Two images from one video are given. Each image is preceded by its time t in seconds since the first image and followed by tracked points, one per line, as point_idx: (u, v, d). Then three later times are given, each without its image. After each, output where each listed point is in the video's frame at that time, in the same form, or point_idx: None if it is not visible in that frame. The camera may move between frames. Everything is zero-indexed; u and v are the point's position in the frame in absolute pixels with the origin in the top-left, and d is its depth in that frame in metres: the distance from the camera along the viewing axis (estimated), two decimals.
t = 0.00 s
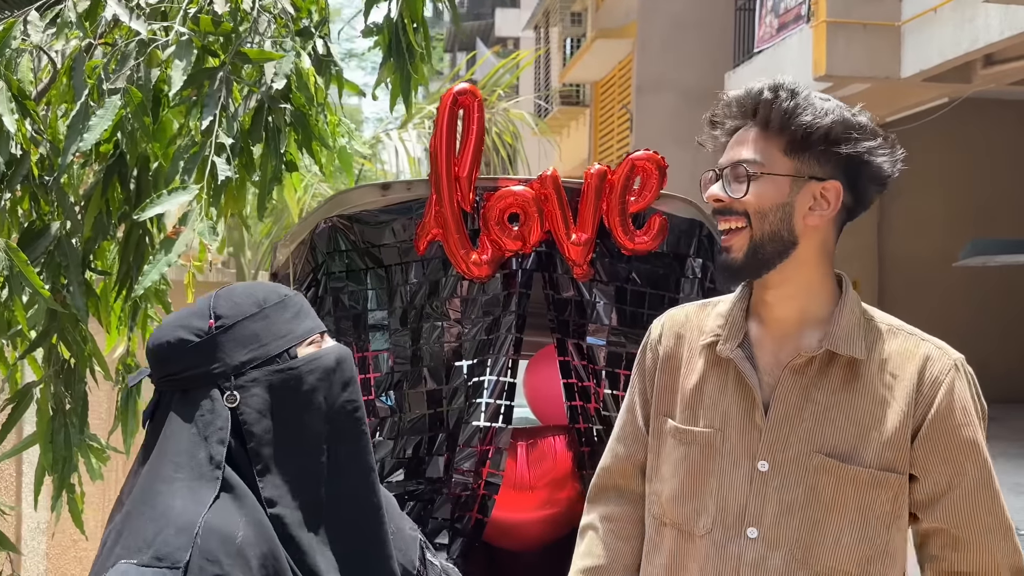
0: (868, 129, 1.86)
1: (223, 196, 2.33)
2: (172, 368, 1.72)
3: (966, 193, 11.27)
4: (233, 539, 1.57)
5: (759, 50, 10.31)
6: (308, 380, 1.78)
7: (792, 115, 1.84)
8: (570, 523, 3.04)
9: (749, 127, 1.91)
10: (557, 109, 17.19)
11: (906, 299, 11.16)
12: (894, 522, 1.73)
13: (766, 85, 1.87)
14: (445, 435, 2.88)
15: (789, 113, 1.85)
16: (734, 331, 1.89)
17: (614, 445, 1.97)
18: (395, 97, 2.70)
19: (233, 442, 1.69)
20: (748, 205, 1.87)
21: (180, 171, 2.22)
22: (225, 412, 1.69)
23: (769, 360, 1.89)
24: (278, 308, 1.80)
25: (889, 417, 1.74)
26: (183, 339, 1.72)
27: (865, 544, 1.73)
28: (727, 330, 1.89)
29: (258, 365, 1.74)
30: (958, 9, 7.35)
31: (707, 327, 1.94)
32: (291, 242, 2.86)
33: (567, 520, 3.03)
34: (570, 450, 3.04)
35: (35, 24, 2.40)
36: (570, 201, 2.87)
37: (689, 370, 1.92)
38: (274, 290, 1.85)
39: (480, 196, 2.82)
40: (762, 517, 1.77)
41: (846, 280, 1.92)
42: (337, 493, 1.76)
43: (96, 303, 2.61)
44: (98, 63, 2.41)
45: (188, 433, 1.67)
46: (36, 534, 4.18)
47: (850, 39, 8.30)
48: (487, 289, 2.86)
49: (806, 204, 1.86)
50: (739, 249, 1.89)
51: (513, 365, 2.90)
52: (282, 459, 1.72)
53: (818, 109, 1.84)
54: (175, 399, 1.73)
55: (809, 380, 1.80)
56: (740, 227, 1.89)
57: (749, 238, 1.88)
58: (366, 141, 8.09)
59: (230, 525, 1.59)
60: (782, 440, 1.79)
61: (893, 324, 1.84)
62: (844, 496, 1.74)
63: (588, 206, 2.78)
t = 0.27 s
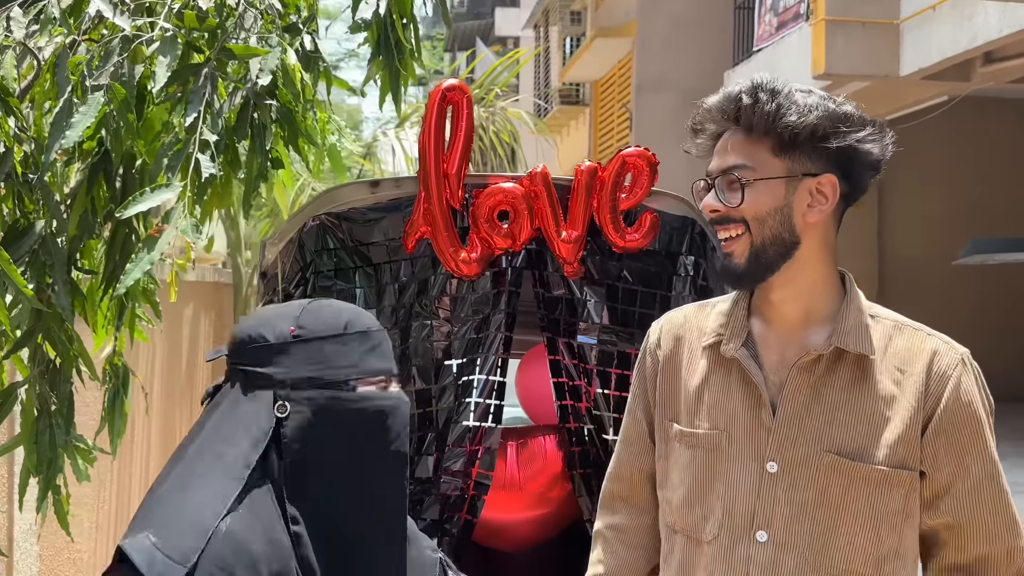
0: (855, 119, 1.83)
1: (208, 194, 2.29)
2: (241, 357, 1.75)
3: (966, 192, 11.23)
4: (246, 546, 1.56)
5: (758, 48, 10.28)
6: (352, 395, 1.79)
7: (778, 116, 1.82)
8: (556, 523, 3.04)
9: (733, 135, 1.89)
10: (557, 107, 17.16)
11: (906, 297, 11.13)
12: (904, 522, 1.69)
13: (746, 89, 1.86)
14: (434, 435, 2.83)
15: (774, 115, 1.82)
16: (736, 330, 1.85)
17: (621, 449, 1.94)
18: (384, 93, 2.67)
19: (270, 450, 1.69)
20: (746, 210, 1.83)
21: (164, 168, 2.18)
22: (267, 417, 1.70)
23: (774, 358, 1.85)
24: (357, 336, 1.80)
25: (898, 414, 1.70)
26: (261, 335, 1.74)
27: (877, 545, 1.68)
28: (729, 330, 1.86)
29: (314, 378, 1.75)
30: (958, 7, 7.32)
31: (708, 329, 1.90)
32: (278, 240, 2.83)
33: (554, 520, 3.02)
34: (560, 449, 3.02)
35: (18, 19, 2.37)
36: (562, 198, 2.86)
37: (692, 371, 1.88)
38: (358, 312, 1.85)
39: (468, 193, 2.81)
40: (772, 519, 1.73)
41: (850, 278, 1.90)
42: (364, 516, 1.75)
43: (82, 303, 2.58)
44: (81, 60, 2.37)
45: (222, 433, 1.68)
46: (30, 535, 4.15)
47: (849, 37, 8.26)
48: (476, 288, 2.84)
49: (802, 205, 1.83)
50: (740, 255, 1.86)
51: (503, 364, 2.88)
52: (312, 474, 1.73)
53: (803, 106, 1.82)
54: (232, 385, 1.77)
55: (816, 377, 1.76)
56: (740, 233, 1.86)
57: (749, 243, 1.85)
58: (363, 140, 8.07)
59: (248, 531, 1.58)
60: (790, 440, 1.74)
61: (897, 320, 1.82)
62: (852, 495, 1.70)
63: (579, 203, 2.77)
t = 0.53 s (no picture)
0: (818, 116, 1.79)
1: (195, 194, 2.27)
2: (336, 363, 1.82)
3: (963, 188, 11.22)
4: (280, 556, 1.51)
5: (755, 46, 10.27)
6: (423, 420, 1.78)
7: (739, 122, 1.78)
8: (551, 520, 3.00)
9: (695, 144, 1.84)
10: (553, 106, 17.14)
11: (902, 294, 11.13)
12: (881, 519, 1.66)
13: (704, 97, 1.81)
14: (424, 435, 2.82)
15: (734, 121, 1.78)
16: (711, 327, 1.84)
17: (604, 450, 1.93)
18: (374, 92, 2.65)
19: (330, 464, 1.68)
20: (716, 219, 1.79)
21: (150, 168, 2.15)
22: (335, 431, 1.70)
23: (748, 354, 1.84)
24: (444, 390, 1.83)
25: (873, 410, 1.67)
26: (359, 357, 1.81)
27: (855, 539, 1.66)
28: (704, 325, 1.85)
29: (390, 402, 1.76)
30: (954, 3, 7.30)
31: (683, 326, 1.89)
32: (268, 240, 2.87)
33: (549, 518, 2.99)
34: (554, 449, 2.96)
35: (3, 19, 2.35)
36: (553, 196, 2.87)
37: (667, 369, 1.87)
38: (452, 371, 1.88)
39: (460, 192, 2.81)
40: (748, 516, 1.71)
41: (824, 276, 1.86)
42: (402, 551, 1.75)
43: (71, 304, 2.56)
44: (68, 59, 2.35)
45: (283, 443, 1.69)
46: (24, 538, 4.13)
47: (845, 34, 8.25)
48: (466, 287, 2.82)
49: (770, 205, 1.80)
50: (713, 262, 1.82)
51: (494, 364, 2.84)
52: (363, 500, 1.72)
53: (764, 109, 1.78)
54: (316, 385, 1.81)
55: (791, 373, 1.74)
56: (711, 241, 1.82)
57: (720, 250, 1.81)
58: (358, 139, 8.05)
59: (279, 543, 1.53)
60: (765, 437, 1.72)
61: (872, 315, 1.79)
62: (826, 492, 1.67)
63: (570, 200, 2.75)
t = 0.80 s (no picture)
0: (695, 115, 1.75)
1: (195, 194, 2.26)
2: (297, 356, 1.97)
3: (960, 184, 11.23)
4: (267, 558, 1.71)
5: (753, 42, 10.27)
6: (390, 404, 1.97)
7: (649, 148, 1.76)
8: (552, 520, 3.00)
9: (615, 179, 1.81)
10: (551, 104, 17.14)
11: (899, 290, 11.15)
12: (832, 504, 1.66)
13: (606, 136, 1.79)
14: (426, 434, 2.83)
15: (620, 154, 1.77)
16: (667, 322, 1.87)
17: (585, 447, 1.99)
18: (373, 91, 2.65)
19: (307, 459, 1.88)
20: (649, 244, 1.79)
21: (150, 169, 2.14)
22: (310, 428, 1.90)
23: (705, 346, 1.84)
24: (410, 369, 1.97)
25: (822, 397, 1.66)
26: (322, 343, 1.96)
27: (806, 527, 1.66)
28: (661, 320, 1.88)
29: (357, 394, 1.94)
30: None
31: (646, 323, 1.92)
32: (268, 240, 2.90)
33: (549, 519, 2.98)
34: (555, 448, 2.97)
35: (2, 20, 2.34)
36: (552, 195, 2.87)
37: (631, 365, 1.91)
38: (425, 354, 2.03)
39: (460, 192, 2.80)
40: (702, 507, 1.73)
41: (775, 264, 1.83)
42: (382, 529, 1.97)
43: (71, 305, 2.56)
44: (66, 60, 2.34)
45: (259, 450, 1.86)
46: (25, 538, 4.13)
47: (843, 30, 8.25)
48: (467, 286, 2.82)
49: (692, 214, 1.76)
50: (663, 279, 1.80)
51: (495, 363, 2.83)
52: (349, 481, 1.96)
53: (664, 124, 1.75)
54: (282, 382, 1.97)
55: (741, 362, 1.73)
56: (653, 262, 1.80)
57: (664, 268, 1.79)
58: (357, 138, 8.04)
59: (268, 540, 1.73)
60: (718, 425, 1.73)
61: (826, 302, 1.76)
62: (778, 478, 1.67)
63: (570, 199, 2.74)
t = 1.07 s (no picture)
0: (570, 158, 1.83)
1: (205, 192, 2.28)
2: (184, 355, 1.67)
3: (961, 179, 11.23)
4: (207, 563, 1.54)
5: (754, 38, 10.27)
6: (304, 368, 1.73)
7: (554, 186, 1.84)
8: (557, 518, 3.02)
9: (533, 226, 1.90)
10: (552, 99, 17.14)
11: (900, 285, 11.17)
12: (771, 497, 1.71)
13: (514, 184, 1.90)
14: (435, 430, 2.88)
15: (518, 209, 1.91)
16: (623, 329, 1.98)
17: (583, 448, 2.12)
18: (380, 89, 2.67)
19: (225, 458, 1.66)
20: (582, 277, 1.89)
21: (161, 167, 2.16)
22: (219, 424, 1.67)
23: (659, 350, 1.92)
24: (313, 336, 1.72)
25: (750, 395, 1.71)
26: (207, 333, 1.66)
27: (742, 523, 1.72)
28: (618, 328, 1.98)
29: (262, 370, 1.69)
30: None
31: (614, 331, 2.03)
32: (276, 236, 2.88)
33: (555, 516, 3.00)
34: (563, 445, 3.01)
35: (12, 19, 2.37)
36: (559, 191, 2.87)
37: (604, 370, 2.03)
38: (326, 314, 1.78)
39: (467, 188, 2.83)
40: (649, 506, 1.81)
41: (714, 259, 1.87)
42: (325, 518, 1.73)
43: (81, 303, 2.58)
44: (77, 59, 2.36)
45: (162, 458, 1.60)
46: (31, 535, 4.14)
47: (844, 25, 8.25)
48: (476, 283, 2.85)
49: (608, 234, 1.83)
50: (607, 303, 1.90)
51: (504, 359, 2.84)
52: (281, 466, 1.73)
53: (561, 157, 1.84)
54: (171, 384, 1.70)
55: (678, 364, 1.80)
56: (591, 288, 1.92)
57: (604, 295, 1.89)
58: (359, 134, 8.05)
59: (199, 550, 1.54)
60: (659, 429, 1.80)
61: (762, 297, 1.79)
62: (712, 477, 1.73)
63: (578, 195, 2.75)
